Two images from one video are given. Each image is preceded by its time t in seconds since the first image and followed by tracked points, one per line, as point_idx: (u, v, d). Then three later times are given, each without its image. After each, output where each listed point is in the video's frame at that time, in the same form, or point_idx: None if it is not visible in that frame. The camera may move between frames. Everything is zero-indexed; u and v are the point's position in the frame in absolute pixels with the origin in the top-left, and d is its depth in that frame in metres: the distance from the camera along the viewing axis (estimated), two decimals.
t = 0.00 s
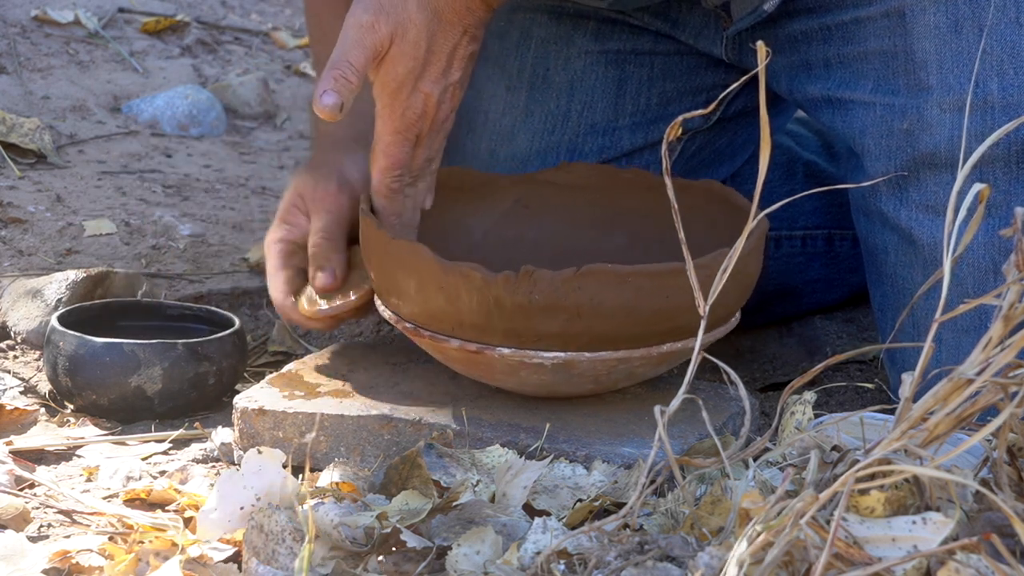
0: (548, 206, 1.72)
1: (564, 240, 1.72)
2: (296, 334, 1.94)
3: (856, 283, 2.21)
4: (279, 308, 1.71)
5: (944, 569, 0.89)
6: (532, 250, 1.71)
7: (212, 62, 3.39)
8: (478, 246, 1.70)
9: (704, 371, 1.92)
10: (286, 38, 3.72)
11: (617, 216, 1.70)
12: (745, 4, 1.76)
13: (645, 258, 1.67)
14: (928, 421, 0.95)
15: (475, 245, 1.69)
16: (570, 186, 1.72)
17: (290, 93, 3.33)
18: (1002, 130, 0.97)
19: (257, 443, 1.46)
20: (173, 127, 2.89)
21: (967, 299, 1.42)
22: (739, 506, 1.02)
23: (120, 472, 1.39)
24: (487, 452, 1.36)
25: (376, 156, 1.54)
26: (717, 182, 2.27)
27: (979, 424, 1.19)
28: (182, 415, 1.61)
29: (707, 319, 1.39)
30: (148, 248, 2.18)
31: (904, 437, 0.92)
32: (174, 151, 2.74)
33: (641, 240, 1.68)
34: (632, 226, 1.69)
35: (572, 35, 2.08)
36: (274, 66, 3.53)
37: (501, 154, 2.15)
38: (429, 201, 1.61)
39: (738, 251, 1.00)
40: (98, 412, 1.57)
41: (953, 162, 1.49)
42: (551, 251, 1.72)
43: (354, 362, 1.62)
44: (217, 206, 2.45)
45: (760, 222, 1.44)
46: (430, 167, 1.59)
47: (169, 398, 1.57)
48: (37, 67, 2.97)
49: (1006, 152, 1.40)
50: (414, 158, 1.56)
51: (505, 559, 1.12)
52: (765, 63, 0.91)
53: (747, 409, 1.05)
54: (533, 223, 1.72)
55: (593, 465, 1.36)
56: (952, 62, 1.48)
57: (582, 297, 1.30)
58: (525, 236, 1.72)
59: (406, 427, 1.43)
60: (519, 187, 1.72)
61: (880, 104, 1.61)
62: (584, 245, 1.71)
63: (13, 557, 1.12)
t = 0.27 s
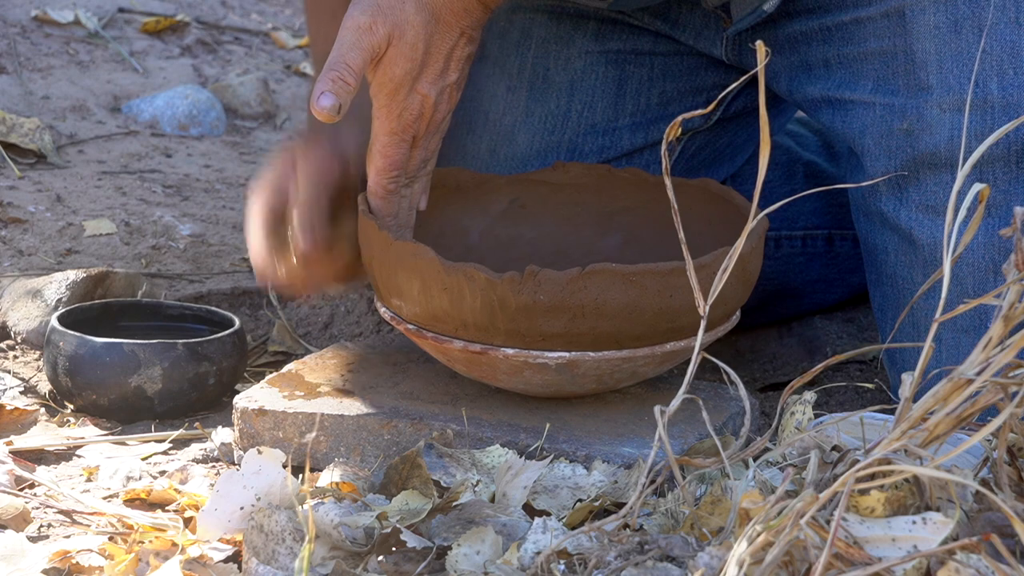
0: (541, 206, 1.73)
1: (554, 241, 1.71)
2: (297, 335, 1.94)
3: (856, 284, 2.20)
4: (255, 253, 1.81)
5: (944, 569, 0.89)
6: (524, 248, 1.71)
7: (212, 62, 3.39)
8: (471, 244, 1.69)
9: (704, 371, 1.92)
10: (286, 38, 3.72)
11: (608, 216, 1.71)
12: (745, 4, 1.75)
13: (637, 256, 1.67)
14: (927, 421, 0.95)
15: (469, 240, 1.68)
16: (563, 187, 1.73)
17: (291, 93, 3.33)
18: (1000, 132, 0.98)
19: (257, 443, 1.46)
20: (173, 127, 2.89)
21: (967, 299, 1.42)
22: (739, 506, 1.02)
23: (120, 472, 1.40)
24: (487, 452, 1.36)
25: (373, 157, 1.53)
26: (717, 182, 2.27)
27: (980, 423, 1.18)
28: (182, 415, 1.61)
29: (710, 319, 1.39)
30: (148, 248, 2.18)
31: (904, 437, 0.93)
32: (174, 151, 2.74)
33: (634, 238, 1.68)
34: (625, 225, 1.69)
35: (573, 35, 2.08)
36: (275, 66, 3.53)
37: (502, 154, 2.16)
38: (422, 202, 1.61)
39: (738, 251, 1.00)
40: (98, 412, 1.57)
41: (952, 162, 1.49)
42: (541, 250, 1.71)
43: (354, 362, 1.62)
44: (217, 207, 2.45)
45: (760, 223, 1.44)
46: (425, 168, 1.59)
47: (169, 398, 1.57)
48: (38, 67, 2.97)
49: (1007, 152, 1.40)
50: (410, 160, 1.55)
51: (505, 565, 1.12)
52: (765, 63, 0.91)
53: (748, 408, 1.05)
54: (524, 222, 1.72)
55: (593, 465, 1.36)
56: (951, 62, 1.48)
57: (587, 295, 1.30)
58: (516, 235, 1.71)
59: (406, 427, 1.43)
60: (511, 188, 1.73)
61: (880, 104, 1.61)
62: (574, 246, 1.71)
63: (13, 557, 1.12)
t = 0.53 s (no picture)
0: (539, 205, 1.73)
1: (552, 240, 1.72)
2: (297, 335, 1.94)
3: (856, 284, 2.20)
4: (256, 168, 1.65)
5: (944, 569, 0.90)
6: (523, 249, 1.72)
7: (212, 62, 3.38)
8: (470, 245, 1.70)
9: (704, 371, 1.92)
10: (286, 38, 3.72)
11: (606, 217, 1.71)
12: (745, 5, 1.76)
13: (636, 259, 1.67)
14: (927, 421, 0.95)
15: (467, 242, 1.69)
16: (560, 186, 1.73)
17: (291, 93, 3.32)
18: (1000, 131, 0.97)
19: (257, 443, 1.46)
20: (173, 128, 2.90)
21: (967, 299, 1.42)
22: (739, 506, 1.02)
23: (120, 472, 1.40)
24: (488, 452, 1.35)
25: (374, 155, 1.52)
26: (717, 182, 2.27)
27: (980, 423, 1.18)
28: (182, 416, 1.61)
29: (712, 319, 1.39)
30: (148, 248, 2.18)
31: (904, 437, 0.93)
32: (174, 151, 2.74)
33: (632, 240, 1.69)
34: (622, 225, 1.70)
35: (573, 35, 2.08)
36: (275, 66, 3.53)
37: (503, 155, 2.17)
38: (423, 201, 1.60)
39: (738, 251, 1.00)
40: (98, 412, 1.57)
41: (954, 161, 1.49)
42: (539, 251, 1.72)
43: (354, 362, 1.62)
44: (217, 207, 2.45)
45: (760, 223, 1.44)
46: (425, 168, 1.59)
47: (169, 398, 1.57)
48: (38, 67, 2.97)
49: (1007, 152, 1.40)
50: (410, 160, 1.55)
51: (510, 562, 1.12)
52: (765, 63, 0.91)
53: (748, 409, 1.05)
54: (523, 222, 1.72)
55: (593, 465, 1.36)
56: (952, 62, 1.48)
57: (591, 296, 1.30)
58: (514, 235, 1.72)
59: (406, 427, 1.43)
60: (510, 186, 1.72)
61: (880, 104, 1.61)
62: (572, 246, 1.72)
63: (13, 557, 1.12)
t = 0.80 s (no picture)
0: (530, 198, 1.73)
1: (542, 231, 1.74)
2: (296, 334, 1.93)
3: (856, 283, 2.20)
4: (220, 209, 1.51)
5: (944, 568, 0.89)
6: (518, 244, 1.72)
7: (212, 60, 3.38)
8: (472, 248, 1.69)
9: (704, 370, 1.92)
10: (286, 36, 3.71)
11: (596, 199, 1.74)
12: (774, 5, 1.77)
13: (631, 243, 1.72)
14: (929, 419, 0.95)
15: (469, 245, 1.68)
16: (546, 175, 1.74)
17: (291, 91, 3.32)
18: None
19: (256, 442, 1.46)
20: (172, 127, 2.87)
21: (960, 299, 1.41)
22: (739, 505, 1.02)
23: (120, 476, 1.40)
24: (490, 452, 1.34)
25: (391, 178, 1.42)
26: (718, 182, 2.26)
27: (982, 423, 1.18)
28: (182, 415, 1.61)
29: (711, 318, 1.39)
30: (148, 247, 2.17)
31: (904, 435, 0.93)
32: (174, 150, 2.73)
33: (626, 225, 1.73)
34: (613, 209, 1.73)
35: (592, 33, 2.07)
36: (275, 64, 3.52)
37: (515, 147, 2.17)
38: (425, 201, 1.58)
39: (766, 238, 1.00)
40: (96, 412, 1.57)
41: (947, 164, 1.48)
42: (533, 245, 1.73)
43: (354, 361, 1.62)
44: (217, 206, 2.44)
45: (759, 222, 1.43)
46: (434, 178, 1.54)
47: (169, 398, 1.57)
48: (37, 66, 2.97)
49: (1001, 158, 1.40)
50: (425, 180, 1.46)
51: (508, 564, 1.11)
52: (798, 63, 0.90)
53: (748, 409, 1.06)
54: (515, 218, 1.73)
55: (593, 463, 1.35)
56: (956, 65, 1.49)
57: (592, 292, 1.30)
58: (507, 232, 1.72)
59: (406, 426, 1.43)
60: (500, 183, 1.72)
61: (880, 108, 1.61)
62: (562, 232, 1.74)
63: (12, 556, 1.12)
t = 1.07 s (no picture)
0: (532, 196, 1.73)
1: (544, 228, 1.74)
2: (296, 334, 1.93)
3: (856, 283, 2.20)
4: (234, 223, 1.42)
5: (944, 568, 0.90)
6: (519, 242, 1.72)
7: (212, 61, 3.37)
8: (474, 247, 1.68)
9: (704, 370, 1.92)
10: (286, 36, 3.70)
11: (600, 198, 1.74)
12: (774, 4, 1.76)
13: (634, 242, 1.72)
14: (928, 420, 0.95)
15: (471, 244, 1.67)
16: (549, 173, 1.73)
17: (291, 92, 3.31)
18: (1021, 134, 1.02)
19: (256, 443, 1.46)
20: (172, 127, 2.86)
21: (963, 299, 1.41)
22: (739, 504, 1.02)
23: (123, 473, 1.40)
24: (490, 453, 1.34)
25: (386, 174, 1.42)
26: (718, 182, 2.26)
27: (982, 423, 1.18)
28: (182, 416, 1.61)
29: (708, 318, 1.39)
30: (148, 247, 2.17)
31: (904, 436, 0.93)
32: (174, 150, 2.73)
33: (628, 224, 1.73)
34: (615, 208, 1.73)
35: (591, 34, 2.06)
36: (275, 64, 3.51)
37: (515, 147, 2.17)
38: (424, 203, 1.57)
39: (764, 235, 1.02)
40: (97, 412, 1.57)
41: (947, 165, 1.48)
42: (534, 243, 1.73)
43: (354, 362, 1.62)
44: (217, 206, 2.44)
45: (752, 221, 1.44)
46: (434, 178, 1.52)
47: (169, 398, 1.56)
48: (37, 66, 2.97)
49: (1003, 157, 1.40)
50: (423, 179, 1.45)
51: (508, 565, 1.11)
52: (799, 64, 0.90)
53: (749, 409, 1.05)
54: (516, 217, 1.72)
55: (593, 463, 1.35)
56: (956, 66, 1.49)
57: (585, 296, 1.30)
58: (509, 230, 1.72)
59: (406, 426, 1.43)
60: (503, 181, 1.71)
61: (880, 108, 1.61)
62: (564, 230, 1.74)
63: (12, 556, 1.12)
